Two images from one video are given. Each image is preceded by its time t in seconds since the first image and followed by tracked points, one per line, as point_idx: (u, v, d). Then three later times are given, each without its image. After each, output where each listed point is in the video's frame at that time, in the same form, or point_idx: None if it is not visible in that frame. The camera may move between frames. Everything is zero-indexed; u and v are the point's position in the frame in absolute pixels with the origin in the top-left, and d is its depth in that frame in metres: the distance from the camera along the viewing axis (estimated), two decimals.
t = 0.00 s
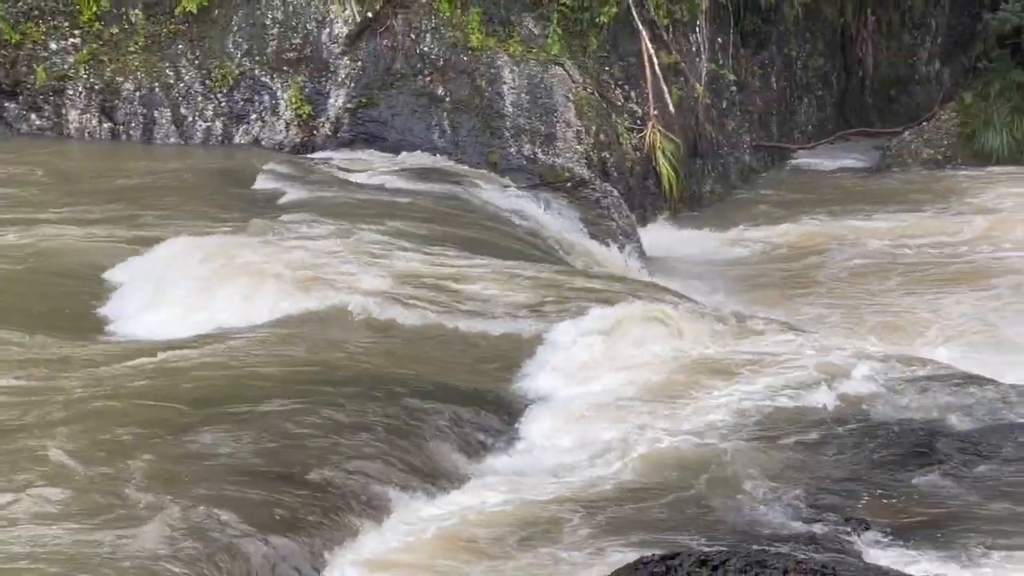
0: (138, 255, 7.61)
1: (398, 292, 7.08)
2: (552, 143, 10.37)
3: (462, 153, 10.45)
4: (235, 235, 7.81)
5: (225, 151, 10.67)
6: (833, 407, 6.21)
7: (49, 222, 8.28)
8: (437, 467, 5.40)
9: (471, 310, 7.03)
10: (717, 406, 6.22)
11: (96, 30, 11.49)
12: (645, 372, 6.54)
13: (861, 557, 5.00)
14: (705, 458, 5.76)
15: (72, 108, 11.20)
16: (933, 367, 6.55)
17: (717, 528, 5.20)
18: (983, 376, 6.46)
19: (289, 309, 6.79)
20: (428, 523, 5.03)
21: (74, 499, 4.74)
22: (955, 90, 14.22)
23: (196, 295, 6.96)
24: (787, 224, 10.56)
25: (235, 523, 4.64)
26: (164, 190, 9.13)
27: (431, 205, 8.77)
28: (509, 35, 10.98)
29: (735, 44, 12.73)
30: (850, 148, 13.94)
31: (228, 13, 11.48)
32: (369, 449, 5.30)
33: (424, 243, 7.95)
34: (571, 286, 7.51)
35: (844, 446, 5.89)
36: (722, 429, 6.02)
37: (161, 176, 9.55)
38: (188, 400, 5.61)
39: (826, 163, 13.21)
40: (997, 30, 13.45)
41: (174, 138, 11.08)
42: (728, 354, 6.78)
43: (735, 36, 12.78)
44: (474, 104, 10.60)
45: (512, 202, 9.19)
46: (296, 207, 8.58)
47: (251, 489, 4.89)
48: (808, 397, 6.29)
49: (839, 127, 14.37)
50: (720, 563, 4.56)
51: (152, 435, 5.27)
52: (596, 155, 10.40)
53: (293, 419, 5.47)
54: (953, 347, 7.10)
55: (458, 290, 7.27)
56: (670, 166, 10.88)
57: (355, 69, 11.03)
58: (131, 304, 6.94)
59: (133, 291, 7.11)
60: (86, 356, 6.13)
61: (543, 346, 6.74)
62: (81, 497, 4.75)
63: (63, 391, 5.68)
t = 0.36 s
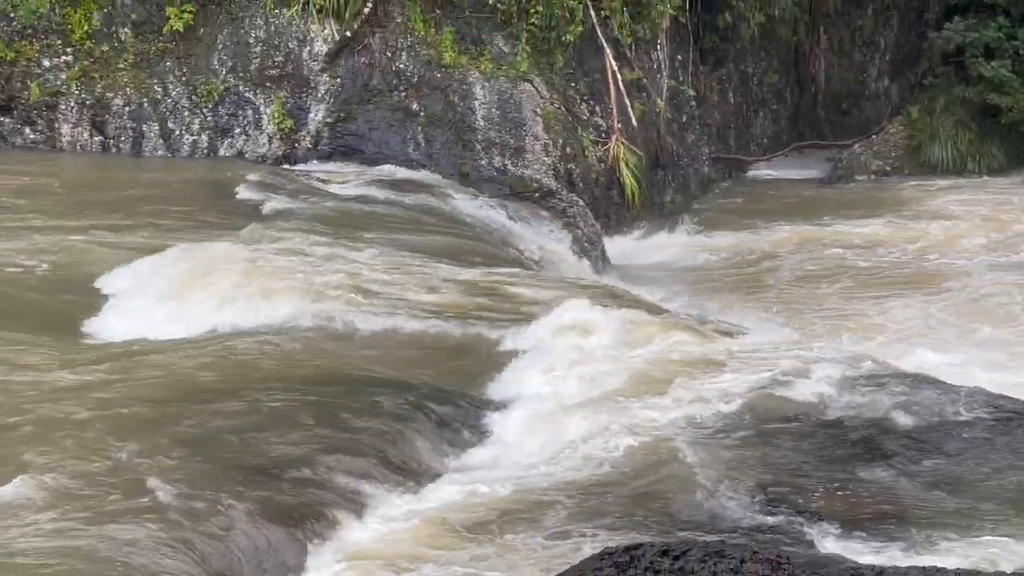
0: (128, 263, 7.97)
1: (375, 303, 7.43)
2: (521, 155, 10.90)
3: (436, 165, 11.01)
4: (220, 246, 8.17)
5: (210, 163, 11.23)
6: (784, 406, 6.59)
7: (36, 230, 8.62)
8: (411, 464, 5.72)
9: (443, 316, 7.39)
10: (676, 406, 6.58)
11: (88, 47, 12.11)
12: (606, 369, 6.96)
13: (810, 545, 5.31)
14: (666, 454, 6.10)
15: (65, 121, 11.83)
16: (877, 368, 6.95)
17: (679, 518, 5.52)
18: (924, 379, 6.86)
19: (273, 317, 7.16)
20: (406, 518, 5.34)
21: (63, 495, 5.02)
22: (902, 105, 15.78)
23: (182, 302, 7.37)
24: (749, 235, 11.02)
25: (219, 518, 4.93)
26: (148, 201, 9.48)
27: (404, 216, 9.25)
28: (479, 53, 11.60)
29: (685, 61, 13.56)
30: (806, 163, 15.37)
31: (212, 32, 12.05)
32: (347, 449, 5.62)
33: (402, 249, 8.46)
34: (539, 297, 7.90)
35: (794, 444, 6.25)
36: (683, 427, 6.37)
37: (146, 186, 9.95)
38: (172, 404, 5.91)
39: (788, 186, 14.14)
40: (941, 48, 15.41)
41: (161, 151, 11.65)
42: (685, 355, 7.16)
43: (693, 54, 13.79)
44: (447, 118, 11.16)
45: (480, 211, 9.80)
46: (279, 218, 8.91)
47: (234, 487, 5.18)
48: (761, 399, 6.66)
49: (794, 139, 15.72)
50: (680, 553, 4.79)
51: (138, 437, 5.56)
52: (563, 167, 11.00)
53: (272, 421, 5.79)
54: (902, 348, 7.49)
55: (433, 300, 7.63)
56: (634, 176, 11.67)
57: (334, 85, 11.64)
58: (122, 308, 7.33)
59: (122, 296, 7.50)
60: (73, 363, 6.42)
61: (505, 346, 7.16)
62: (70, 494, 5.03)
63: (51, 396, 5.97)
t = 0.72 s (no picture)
0: (121, 265, 8.17)
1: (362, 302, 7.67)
2: (505, 160, 12.02)
3: (423, 168, 11.85)
4: (212, 248, 8.39)
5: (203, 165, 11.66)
6: (755, 402, 6.84)
7: (27, 234, 8.78)
8: (397, 460, 5.97)
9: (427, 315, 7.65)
10: (652, 400, 6.83)
11: (85, 55, 12.43)
12: (586, 364, 7.22)
13: (782, 535, 5.55)
14: (643, 445, 6.36)
15: (64, 127, 12.22)
16: (844, 366, 7.23)
17: (657, 508, 5.77)
18: (889, 375, 7.14)
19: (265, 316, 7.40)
20: (394, 507, 5.60)
21: (58, 493, 5.19)
22: (870, 112, 17.53)
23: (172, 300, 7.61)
24: (726, 236, 11.35)
25: (213, 512, 5.14)
26: (139, 203, 9.67)
27: (391, 218, 9.49)
28: (464, 62, 12.36)
29: (659, 69, 14.79)
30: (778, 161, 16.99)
31: (206, 40, 12.40)
32: (335, 445, 5.86)
33: (391, 251, 8.72)
34: (521, 296, 8.18)
35: (765, 438, 6.49)
36: (658, 421, 6.61)
37: (140, 189, 10.15)
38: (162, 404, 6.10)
39: (766, 189, 14.93)
40: (911, 57, 16.53)
41: (157, 155, 12.11)
42: (660, 350, 7.41)
43: (671, 62, 15.17)
44: (432, 124, 11.95)
45: (467, 213, 10.02)
46: (271, 222, 9.11)
47: (226, 481, 5.38)
48: (733, 394, 6.91)
49: (767, 145, 17.31)
50: (655, 542, 4.79)
51: (129, 436, 5.74)
52: (544, 171, 12.23)
53: (261, 420, 6.00)
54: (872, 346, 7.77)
55: (419, 299, 7.89)
56: (611, 183, 12.99)
57: (324, 92, 12.16)
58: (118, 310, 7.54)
59: (115, 296, 7.74)
60: (65, 364, 6.59)
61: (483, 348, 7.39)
62: (65, 490, 5.19)
63: (42, 398, 6.12)
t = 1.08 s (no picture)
0: (117, 263, 8.31)
1: (356, 298, 7.82)
2: (493, 159, 12.13)
3: (413, 167, 12.04)
4: (207, 247, 8.55)
5: (199, 164, 11.86)
6: (738, 395, 7.00)
7: (22, 232, 8.93)
8: (388, 453, 6.13)
9: (420, 311, 7.80)
10: (637, 395, 6.98)
11: (83, 57, 12.58)
12: (571, 358, 7.39)
13: (764, 526, 5.69)
14: (628, 438, 6.52)
15: (62, 127, 12.46)
16: (826, 360, 7.39)
17: (643, 500, 5.92)
18: (869, 368, 7.31)
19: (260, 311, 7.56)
20: (386, 499, 5.76)
21: (63, 487, 5.35)
22: (850, 112, 17.86)
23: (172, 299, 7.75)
24: (711, 232, 11.53)
25: (212, 503, 5.29)
26: (133, 201, 9.82)
27: (382, 216, 9.63)
28: (453, 63, 12.49)
29: (645, 71, 14.92)
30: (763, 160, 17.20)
31: (202, 42, 12.54)
32: (328, 438, 6.01)
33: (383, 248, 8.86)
34: (510, 291, 8.33)
35: (747, 431, 6.65)
36: (644, 416, 6.76)
37: (135, 188, 10.31)
38: (156, 399, 6.24)
39: (748, 190, 14.95)
40: (892, 59, 16.67)
41: (153, 154, 12.33)
42: (645, 345, 7.56)
43: (655, 63, 15.25)
44: (422, 124, 12.13)
45: (456, 211, 10.16)
46: (266, 220, 9.26)
47: (221, 473, 5.52)
48: (716, 388, 7.07)
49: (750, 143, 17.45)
50: (641, 532, 4.81)
51: (124, 430, 5.88)
52: (533, 170, 12.34)
53: (254, 413, 6.14)
54: (854, 340, 7.94)
55: (410, 295, 8.03)
56: (598, 180, 13.00)
57: (317, 93, 12.29)
58: (115, 306, 7.68)
59: (115, 292, 7.86)
60: (60, 362, 6.73)
61: (469, 343, 7.53)
62: (62, 488, 5.34)
63: (39, 395, 6.27)
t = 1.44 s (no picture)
0: (118, 258, 8.40)
1: (355, 289, 7.93)
2: (489, 152, 12.20)
3: (410, 160, 12.08)
4: (208, 238, 8.65)
5: (200, 156, 11.99)
6: (729, 384, 7.12)
7: (23, 225, 9.04)
8: (388, 440, 6.24)
9: (419, 303, 7.91)
10: (632, 384, 7.10)
11: (85, 51, 12.72)
12: (566, 348, 7.51)
13: (758, 514, 5.80)
14: (622, 426, 6.64)
15: (64, 120, 12.54)
16: (817, 349, 7.50)
17: (637, 486, 6.03)
18: (859, 357, 7.43)
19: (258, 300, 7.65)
20: (386, 487, 5.88)
21: (69, 475, 5.46)
22: (842, 105, 17.87)
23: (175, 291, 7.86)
24: (706, 224, 11.65)
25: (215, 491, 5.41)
26: (133, 194, 9.93)
27: (380, 208, 9.73)
28: (450, 57, 12.57)
29: (639, 65, 15.04)
30: (756, 154, 17.26)
31: (203, 36, 12.67)
32: (329, 426, 6.12)
33: (381, 239, 8.97)
34: (506, 282, 8.44)
35: (740, 419, 6.76)
36: (638, 404, 6.88)
37: (136, 180, 10.42)
38: (157, 390, 6.34)
39: (742, 183, 15.02)
40: (882, 53, 16.91)
41: (155, 147, 12.38)
42: (637, 336, 7.69)
43: (650, 58, 15.43)
44: (420, 117, 12.20)
45: (453, 203, 10.27)
46: (266, 213, 9.36)
47: (224, 462, 5.64)
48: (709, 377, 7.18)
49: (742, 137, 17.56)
50: (635, 519, 4.80)
51: (125, 422, 5.99)
52: (528, 163, 12.39)
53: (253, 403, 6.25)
54: (845, 330, 8.04)
55: (407, 286, 8.14)
56: (594, 173, 13.17)
57: (316, 87, 12.39)
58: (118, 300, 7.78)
59: (119, 285, 7.98)
60: (62, 354, 6.84)
61: (462, 331, 7.65)
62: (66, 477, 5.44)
63: (41, 387, 6.37)
